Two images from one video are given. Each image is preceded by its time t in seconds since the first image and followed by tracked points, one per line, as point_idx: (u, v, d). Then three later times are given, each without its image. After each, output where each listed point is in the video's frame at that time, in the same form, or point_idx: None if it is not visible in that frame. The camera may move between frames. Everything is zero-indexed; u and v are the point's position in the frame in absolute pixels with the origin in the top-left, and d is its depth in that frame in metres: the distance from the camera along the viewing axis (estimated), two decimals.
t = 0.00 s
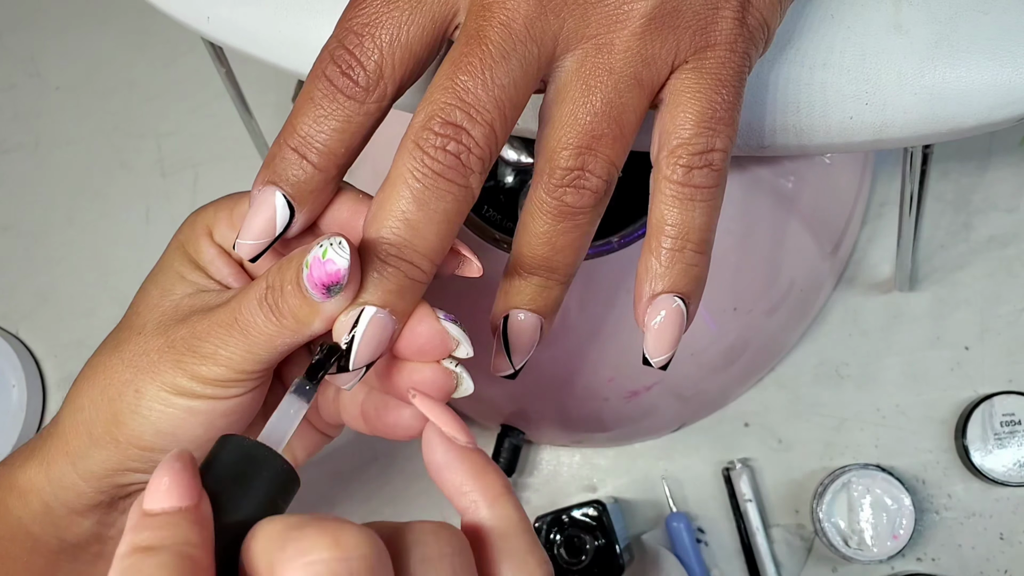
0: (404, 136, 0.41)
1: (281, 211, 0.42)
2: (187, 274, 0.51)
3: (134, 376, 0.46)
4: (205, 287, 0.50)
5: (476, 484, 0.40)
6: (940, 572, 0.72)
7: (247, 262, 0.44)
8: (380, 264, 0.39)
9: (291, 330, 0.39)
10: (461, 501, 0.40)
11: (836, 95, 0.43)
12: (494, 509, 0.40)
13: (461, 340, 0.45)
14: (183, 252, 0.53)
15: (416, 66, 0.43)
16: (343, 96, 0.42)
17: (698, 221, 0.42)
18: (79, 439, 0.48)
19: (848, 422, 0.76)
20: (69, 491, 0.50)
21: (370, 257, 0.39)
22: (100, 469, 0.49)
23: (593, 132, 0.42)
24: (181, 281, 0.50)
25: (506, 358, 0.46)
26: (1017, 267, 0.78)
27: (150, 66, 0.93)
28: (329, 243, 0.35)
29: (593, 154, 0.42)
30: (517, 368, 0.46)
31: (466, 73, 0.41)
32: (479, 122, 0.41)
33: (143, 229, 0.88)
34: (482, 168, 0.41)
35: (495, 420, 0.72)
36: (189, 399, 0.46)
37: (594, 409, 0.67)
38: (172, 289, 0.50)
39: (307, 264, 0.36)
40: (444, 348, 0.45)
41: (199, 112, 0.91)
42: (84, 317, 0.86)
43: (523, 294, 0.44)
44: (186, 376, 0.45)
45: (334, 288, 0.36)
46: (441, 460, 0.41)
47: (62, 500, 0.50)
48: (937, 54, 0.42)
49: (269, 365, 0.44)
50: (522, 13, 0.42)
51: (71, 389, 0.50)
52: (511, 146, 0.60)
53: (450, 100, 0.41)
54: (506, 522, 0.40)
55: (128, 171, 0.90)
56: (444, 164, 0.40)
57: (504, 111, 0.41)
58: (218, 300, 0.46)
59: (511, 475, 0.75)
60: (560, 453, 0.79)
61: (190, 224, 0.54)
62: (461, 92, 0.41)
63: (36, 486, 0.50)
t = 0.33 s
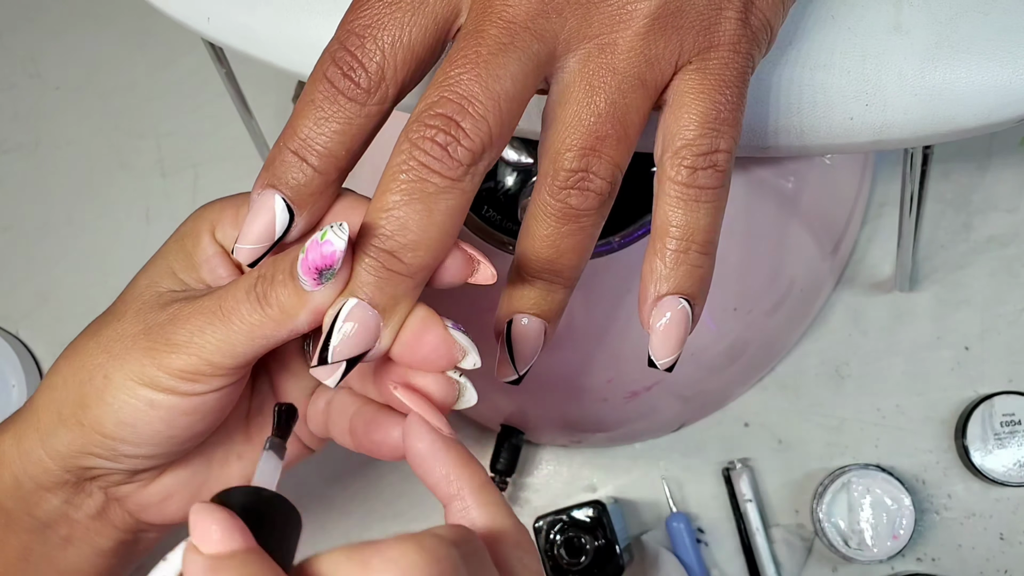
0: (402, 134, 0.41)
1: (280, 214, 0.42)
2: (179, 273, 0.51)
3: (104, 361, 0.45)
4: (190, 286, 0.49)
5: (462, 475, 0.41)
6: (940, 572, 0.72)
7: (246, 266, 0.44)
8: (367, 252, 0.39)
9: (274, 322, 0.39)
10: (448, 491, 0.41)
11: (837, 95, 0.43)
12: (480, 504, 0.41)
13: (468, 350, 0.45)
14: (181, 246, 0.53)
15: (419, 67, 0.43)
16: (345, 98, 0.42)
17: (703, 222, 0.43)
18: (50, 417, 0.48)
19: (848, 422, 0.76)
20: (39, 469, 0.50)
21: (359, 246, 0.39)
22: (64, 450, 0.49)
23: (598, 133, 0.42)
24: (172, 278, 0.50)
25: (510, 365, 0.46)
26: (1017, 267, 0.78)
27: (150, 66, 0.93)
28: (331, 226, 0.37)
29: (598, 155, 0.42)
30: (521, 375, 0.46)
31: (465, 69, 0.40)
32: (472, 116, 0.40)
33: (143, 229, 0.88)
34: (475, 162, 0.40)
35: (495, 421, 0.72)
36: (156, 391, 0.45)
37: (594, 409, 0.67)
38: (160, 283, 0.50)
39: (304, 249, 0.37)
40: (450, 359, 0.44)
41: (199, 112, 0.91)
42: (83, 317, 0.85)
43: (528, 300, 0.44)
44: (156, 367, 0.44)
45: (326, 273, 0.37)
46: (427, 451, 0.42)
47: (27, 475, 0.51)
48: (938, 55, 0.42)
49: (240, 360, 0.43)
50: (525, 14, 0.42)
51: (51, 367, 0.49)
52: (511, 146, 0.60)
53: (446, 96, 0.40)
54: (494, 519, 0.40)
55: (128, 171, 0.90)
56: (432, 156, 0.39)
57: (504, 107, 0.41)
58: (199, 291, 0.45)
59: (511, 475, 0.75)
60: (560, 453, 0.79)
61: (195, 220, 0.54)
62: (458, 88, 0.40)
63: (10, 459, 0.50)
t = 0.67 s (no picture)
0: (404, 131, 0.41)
1: (282, 214, 0.42)
2: (177, 267, 0.51)
3: (97, 356, 0.45)
4: (184, 283, 0.49)
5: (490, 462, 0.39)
6: (939, 572, 0.72)
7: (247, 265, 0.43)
8: (368, 251, 0.39)
9: (269, 316, 0.38)
10: (475, 477, 0.40)
11: (837, 95, 0.43)
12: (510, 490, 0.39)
13: (472, 348, 0.46)
14: (181, 241, 0.53)
15: (420, 66, 0.43)
16: (347, 98, 0.42)
17: (704, 222, 0.43)
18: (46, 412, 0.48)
19: (848, 422, 0.76)
20: (36, 465, 0.50)
21: (361, 246, 0.39)
22: (61, 446, 0.49)
23: (600, 133, 0.42)
24: (170, 273, 0.50)
25: (514, 366, 0.45)
26: (1017, 267, 0.78)
27: (150, 66, 0.93)
28: (337, 221, 0.36)
29: (601, 155, 0.42)
30: (526, 376, 0.46)
31: (466, 68, 0.41)
32: (473, 116, 0.40)
33: (143, 229, 0.88)
34: (475, 162, 0.40)
35: (496, 420, 0.72)
36: (146, 386, 0.45)
37: (594, 409, 0.67)
38: (156, 277, 0.50)
39: (307, 243, 0.36)
40: (455, 357, 0.46)
41: (199, 112, 0.91)
42: (82, 317, 0.85)
43: (531, 300, 0.44)
44: (146, 361, 0.44)
45: (329, 268, 0.37)
46: (452, 437, 0.40)
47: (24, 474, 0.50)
48: (938, 54, 0.42)
49: (233, 355, 0.43)
50: (526, 13, 0.42)
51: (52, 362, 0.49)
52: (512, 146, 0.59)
53: (448, 95, 0.41)
54: (524, 502, 0.38)
55: (128, 171, 0.90)
56: (433, 156, 0.40)
57: (504, 106, 0.41)
58: (195, 288, 0.45)
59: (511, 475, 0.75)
60: (560, 453, 0.79)
61: (197, 215, 0.54)
62: (459, 87, 0.41)
63: (7, 456, 0.50)
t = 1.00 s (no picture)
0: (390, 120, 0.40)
1: (278, 213, 0.42)
2: (169, 267, 0.51)
3: (88, 355, 0.45)
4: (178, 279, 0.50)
5: (469, 451, 0.44)
6: (940, 572, 0.72)
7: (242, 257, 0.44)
8: (344, 234, 0.39)
9: (253, 301, 0.39)
10: (456, 466, 0.44)
11: (837, 95, 0.43)
12: (487, 475, 0.43)
13: (437, 338, 0.44)
14: (174, 243, 0.53)
15: (418, 64, 0.43)
16: (344, 95, 0.42)
17: (703, 221, 0.42)
18: (38, 415, 0.49)
19: (848, 422, 0.76)
20: (28, 470, 0.51)
21: (341, 220, 0.39)
22: (51, 448, 0.49)
23: (598, 131, 0.42)
24: (161, 273, 0.50)
25: (511, 364, 0.45)
26: (1018, 267, 0.78)
27: (150, 66, 0.93)
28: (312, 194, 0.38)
29: (599, 153, 0.42)
30: (523, 377, 0.46)
31: (458, 61, 0.40)
32: (461, 108, 0.40)
33: (142, 229, 0.88)
34: (461, 154, 0.40)
35: (495, 420, 0.72)
36: (136, 383, 0.45)
37: (593, 408, 0.67)
38: (149, 276, 0.50)
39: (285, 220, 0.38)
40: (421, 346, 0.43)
41: (198, 112, 0.91)
42: (82, 317, 0.85)
43: (529, 300, 0.43)
44: (136, 357, 0.44)
45: (307, 243, 0.37)
46: (434, 429, 0.45)
47: (20, 478, 0.51)
48: (938, 54, 0.42)
49: (224, 347, 0.43)
50: (524, 10, 0.42)
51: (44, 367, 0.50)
52: (511, 146, 0.58)
53: (435, 85, 0.40)
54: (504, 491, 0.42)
55: (128, 171, 0.90)
56: (417, 146, 0.39)
57: (494, 100, 0.41)
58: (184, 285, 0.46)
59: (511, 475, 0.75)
60: (560, 452, 0.79)
61: (188, 217, 0.54)
62: (449, 78, 0.40)
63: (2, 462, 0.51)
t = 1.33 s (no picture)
0: (391, 122, 0.40)
1: (277, 214, 0.42)
2: (168, 269, 0.51)
3: (91, 360, 0.45)
4: (179, 282, 0.50)
5: (479, 445, 0.43)
6: (939, 572, 0.72)
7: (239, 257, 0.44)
8: (348, 239, 0.39)
9: (257, 305, 0.39)
10: (467, 461, 0.43)
11: (836, 95, 0.43)
12: (497, 471, 0.42)
13: (441, 340, 0.44)
14: (172, 245, 0.53)
15: (417, 64, 0.44)
16: (343, 95, 0.42)
17: (702, 222, 0.42)
18: (40, 420, 0.48)
19: (848, 422, 0.76)
20: (30, 474, 0.50)
21: (345, 224, 0.39)
22: (55, 453, 0.49)
23: (599, 131, 0.42)
24: (161, 275, 0.50)
25: (511, 368, 0.45)
26: (1017, 267, 0.78)
27: (150, 66, 0.93)
28: (315, 200, 0.37)
29: (599, 154, 0.42)
30: (522, 381, 0.46)
31: (459, 63, 0.40)
32: (463, 109, 0.40)
33: (143, 229, 0.88)
34: (462, 156, 0.40)
35: (496, 420, 0.72)
36: (141, 387, 0.45)
37: (593, 408, 0.67)
38: (148, 278, 0.50)
39: (288, 227, 0.37)
40: (425, 348, 0.43)
41: (198, 112, 0.91)
42: (82, 318, 0.85)
43: (529, 302, 0.43)
44: (140, 362, 0.44)
45: (312, 249, 0.37)
46: (444, 424, 0.44)
47: (21, 483, 0.51)
48: (938, 55, 0.42)
49: (228, 350, 0.43)
50: (523, 10, 0.42)
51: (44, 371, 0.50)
52: (511, 146, 0.58)
53: (437, 87, 0.40)
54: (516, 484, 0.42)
55: (128, 171, 0.90)
56: (419, 148, 0.39)
57: (495, 101, 0.41)
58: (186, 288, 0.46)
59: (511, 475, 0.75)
60: (560, 452, 0.79)
61: (185, 218, 0.54)
62: (450, 80, 0.40)
63: (3, 467, 0.51)
